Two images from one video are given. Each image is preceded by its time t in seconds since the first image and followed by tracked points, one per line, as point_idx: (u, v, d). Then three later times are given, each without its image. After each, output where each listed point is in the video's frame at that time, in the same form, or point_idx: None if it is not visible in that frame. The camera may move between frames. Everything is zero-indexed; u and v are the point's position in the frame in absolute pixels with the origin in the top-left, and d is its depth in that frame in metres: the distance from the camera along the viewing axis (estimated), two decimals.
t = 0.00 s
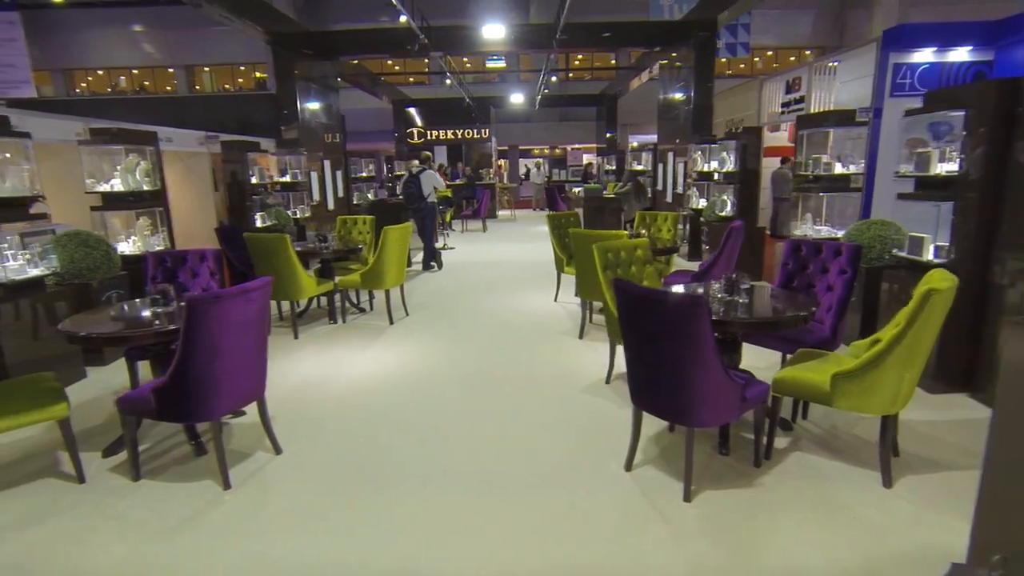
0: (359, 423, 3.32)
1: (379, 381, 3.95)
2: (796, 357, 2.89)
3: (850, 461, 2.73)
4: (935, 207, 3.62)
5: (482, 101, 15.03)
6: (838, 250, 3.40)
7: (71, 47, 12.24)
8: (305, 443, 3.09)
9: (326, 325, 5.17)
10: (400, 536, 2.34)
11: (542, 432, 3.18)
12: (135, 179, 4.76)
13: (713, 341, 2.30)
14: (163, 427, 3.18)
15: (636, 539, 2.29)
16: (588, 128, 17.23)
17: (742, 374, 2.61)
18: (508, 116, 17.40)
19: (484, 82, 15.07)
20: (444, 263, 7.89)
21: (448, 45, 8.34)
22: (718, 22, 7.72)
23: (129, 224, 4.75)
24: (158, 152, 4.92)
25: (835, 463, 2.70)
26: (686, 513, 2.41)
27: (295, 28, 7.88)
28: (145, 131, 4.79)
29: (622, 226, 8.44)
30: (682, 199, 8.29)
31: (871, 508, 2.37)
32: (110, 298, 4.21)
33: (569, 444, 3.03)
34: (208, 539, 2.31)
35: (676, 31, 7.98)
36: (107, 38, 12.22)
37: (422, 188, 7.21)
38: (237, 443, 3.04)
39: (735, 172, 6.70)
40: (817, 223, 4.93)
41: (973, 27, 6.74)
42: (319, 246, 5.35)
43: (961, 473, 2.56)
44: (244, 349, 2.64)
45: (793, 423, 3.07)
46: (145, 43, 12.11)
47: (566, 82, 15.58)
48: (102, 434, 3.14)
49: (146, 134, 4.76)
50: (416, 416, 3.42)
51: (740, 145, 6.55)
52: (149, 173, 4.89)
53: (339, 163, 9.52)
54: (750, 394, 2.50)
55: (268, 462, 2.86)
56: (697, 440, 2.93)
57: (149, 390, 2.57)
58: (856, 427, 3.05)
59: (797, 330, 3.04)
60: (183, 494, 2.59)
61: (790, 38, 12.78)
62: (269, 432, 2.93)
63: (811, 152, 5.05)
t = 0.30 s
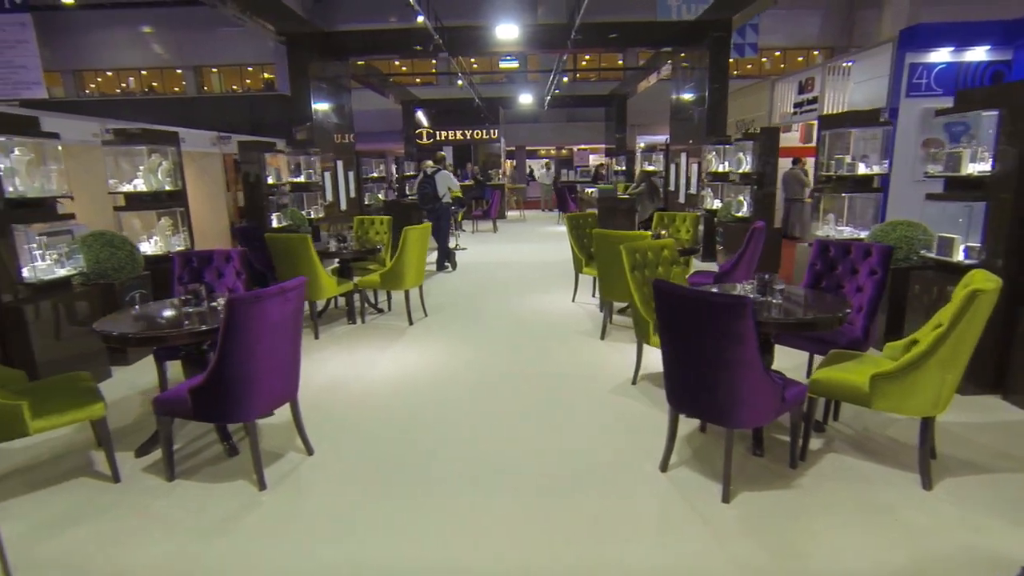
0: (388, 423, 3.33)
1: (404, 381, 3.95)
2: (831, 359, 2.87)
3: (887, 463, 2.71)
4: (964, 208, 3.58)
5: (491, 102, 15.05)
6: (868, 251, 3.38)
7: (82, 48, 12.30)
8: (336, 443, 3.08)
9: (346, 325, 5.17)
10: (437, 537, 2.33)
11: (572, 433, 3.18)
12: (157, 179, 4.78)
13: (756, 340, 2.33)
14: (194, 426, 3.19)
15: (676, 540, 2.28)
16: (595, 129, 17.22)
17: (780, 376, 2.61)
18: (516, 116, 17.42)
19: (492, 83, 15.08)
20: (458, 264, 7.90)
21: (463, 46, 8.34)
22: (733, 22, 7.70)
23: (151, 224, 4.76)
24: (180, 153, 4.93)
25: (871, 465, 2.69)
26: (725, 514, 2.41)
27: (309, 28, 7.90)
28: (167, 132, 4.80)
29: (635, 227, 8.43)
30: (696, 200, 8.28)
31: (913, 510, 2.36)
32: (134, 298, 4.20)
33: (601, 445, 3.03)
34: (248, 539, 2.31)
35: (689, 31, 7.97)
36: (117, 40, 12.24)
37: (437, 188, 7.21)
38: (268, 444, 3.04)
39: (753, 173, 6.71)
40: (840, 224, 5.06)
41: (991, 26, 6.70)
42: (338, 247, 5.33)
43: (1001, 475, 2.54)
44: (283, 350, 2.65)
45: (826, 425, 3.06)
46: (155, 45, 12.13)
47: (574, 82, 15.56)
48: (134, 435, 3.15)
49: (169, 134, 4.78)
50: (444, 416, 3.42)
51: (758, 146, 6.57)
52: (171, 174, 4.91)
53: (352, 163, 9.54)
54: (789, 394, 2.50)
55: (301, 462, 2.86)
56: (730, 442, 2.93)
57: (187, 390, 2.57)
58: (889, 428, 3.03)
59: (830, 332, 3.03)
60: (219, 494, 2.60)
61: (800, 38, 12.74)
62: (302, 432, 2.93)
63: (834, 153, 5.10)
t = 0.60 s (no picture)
0: (422, 422, 3.34)
1: (433, 380, 3.96)
2: (872, 360, 2.85)
3: (930, 465, 2.69)
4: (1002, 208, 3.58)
5: (503, 101, 15.04)
6: (905, 252, 3.35)
7: (97, 48, 12.39)
8: (373, 442, 3.10)
9: (369, 325, 5.18)
10: (472, 536, 2.34)
11: (608, 433, 3.17)
12: (186, 178, 4.81)
13: (805, 340, 2.31)
14: (231, 424, 3.22)
15: (713, 541, 2.27)
16: (607, 128, 17.15)
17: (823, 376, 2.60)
18: (528, 116, 17.38)
19: (504, 82, 15.08)
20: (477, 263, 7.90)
21: (480, 45, 8.35)
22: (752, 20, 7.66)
23: (179, 222, 4.80)
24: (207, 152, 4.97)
25: (914, 467, 2.67)
26: (770, 515, 2.40)
27: (327, 27, 7.92)
28: (195, 131, 4.84)
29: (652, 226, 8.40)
30: (715, 199, 8.25)
31: (960, 513, 2.34)
32: (163, 296, 4.23)
33: (638, 446, 3.02)
34: (295, 537, 2.33)
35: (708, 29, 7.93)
36: (131, 39, 12.31)
37: (456, 187, 7.22)
38: (305, 443, 3.05)
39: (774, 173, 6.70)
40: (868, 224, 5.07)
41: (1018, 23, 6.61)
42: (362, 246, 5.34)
43: None
44: (324, 350, 2.65)
45: (864, 427, 3.04)
46: (168, 44, 12.19)
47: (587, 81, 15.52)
48: (172, 433, 3.17)
49: (197, 134, 4.82)
50: (477, 415, 3.42)
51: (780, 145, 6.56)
52: (199, 173, 4.95)
53: (368, 162, 9.57)
54: (834, 395, 2.49)
55: (340, 461, 2.88)
56: (768, 443, 2.92)
57: (231, 389, 2.59)
58: (929, 430, 3.01)
59: (869, 333, 3.02)
60: (263, 491, 2.62)
61: (815, 36, 12.63)
62: (340, 431, 2.94)
63: (862, 153, 5.09)
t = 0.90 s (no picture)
0: (459, 421, 3.36)
1: (466, 379, 3.98)
2: (916, 361, 2.83)
3: (977, 466, 2.68)
4: None
5: (518, 103, 15.11)
6: (945, 253, 3.32)
7: (116, 52, 12.55)
8: (414, 440, 3.13)
9: (397, 325, 5.22)
10: (522, 533, 2.36)
11: (647, 433, 3.18)
12: (218, 179, 4.87)
13: (856, 339, 2.30)
14: (273, 421, 3.26)
15: (743, 543, 2.26)
16: (621, 130, 17.15)
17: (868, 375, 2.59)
18: (541, 117, 17.42)
19: (519, 84, 15.16)
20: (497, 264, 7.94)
21: (500, 48, 8.40)
22: (773, 20, 7.65)
23: (211, 223, 4.86)
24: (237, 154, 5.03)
25: (961, 468, 2.66)
26: (819, 515, 2.40)
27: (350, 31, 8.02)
28: (226, 132, 4.90)
29: (672, 227, 8.39)
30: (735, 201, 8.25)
31: (1014, 515, 2.33)
32: (198, 296, 4.27)
33: (678, 446, 3.02)
34: (348, 533, 2.36)
35: (727, 30, 7.94)
36: (150, 43, 12.46)
37: (479, 189, 7.26)
38: (346, 441, 3.08)
39: (799, 174, 6.72)
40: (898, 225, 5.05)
41: None
42: (389, 247, 5.37)
43: None
44: (370, 349, 2.67)
45: (906, 428, 3.03)
46: (184, 48, 12.30)
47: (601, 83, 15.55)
48: (213, 431, 3.21)
49: (228, 136, 4.89)
50: (514, 414, 3.44)
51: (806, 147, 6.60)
52: (230, 174, 5.01)
53: (386, 164, 9.65)
54: (882, 395, 2.48)
55: (384, 459, 2.91)
56: (812, 445, 2.91)
57: (280, 387, 2.62)
58: (972, 431, 2.99)
59: (911, 334, 3.01)
60: (310, 488, 2.65)
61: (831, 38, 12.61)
62: (383, 430, 2.97)
63: (892, 154, 5.14)
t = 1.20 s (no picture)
0: (497, 418, 3.39)
1: (500, 378, 4.01)
2: (960, 360, 2.84)
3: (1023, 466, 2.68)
4: None
5: (531, 104, 15.16)
6: (984, 253, 3.32)
7: (133, 54, 12.67)
8: (455, 437, 3.16)
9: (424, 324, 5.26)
10: (571, 527, 2.39)
11: (686, 432, 3.19)
12: (249, 180, 4.96)
13: (907, 338, 2.31)
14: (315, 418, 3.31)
15: (764, 544, 2.26)
16: (634, 131, 17.15)
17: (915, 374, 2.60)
18: (554, 118, 17.45)
19: (532, 85, 15.21)
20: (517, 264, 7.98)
21: (520, 48, 8.44)
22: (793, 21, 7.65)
23: (242, 222, 4.94)
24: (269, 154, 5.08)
25: (1007, 468, 2.66)
26: (867, 513, 2.42)
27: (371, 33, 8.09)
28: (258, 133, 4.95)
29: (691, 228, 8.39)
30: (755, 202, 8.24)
31: None
32: (232, 295, 4.31)
33: (718, 444, 3.04)
34: (401, 527, 2.39)
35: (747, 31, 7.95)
36: (168, 45, 12.57)
37: (500, 189, 7.30)
38: (389, 437, 3.12)
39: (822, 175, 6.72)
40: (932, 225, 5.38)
41: None
42: (417, 246, 5.42)
43: None
44: (417, 347, 2.71)
45: (947, 428, 3.03)
46: (200, 49, 12.40)
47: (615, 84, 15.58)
48: (256, 426, 3.26)
49: (260, 137, 4.96)
50: (550, 412, 3.47)
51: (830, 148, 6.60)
52: (262, 174, 5.09)
53: (404, 164, 9.71)
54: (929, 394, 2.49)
55: (428, 455, 2.94)
56: (853, 445, 2.93)
57: (330, 383, 2.66)
58: (1014, 432, 2.99)
59: (952, 333, 3.02)
60: (359, 483, 2.69)
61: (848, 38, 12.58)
62: (426, 427, 3.01)
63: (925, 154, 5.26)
